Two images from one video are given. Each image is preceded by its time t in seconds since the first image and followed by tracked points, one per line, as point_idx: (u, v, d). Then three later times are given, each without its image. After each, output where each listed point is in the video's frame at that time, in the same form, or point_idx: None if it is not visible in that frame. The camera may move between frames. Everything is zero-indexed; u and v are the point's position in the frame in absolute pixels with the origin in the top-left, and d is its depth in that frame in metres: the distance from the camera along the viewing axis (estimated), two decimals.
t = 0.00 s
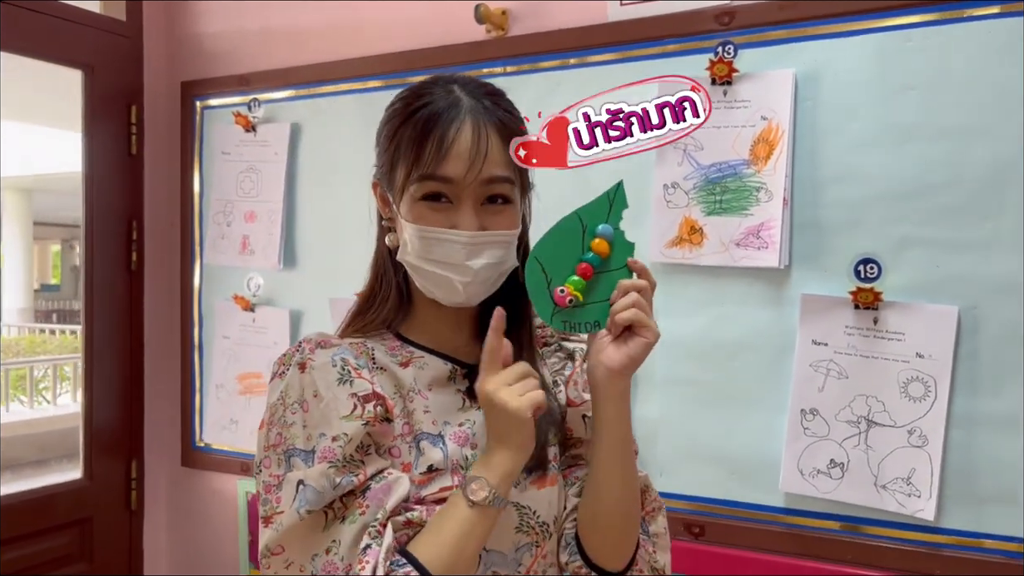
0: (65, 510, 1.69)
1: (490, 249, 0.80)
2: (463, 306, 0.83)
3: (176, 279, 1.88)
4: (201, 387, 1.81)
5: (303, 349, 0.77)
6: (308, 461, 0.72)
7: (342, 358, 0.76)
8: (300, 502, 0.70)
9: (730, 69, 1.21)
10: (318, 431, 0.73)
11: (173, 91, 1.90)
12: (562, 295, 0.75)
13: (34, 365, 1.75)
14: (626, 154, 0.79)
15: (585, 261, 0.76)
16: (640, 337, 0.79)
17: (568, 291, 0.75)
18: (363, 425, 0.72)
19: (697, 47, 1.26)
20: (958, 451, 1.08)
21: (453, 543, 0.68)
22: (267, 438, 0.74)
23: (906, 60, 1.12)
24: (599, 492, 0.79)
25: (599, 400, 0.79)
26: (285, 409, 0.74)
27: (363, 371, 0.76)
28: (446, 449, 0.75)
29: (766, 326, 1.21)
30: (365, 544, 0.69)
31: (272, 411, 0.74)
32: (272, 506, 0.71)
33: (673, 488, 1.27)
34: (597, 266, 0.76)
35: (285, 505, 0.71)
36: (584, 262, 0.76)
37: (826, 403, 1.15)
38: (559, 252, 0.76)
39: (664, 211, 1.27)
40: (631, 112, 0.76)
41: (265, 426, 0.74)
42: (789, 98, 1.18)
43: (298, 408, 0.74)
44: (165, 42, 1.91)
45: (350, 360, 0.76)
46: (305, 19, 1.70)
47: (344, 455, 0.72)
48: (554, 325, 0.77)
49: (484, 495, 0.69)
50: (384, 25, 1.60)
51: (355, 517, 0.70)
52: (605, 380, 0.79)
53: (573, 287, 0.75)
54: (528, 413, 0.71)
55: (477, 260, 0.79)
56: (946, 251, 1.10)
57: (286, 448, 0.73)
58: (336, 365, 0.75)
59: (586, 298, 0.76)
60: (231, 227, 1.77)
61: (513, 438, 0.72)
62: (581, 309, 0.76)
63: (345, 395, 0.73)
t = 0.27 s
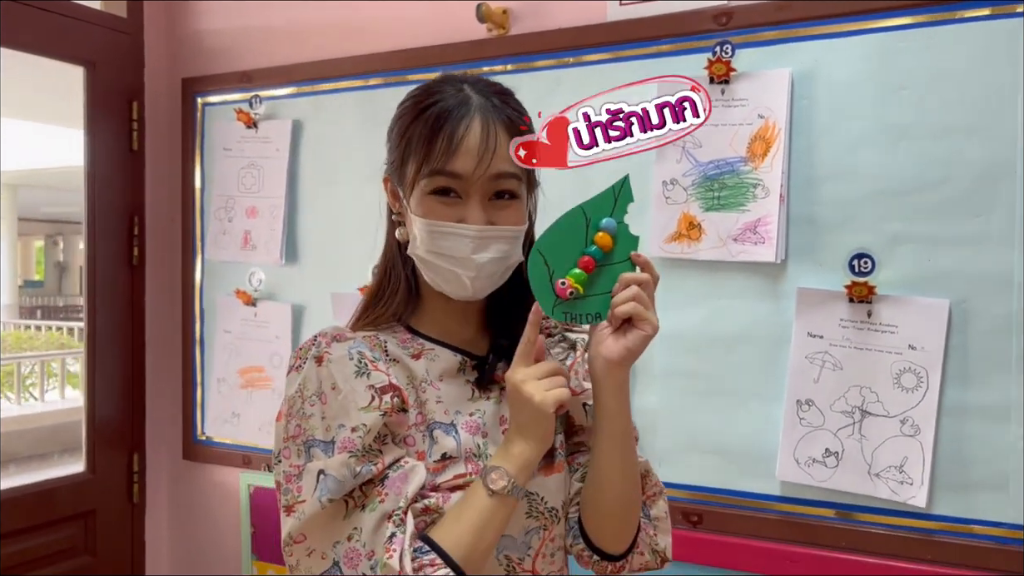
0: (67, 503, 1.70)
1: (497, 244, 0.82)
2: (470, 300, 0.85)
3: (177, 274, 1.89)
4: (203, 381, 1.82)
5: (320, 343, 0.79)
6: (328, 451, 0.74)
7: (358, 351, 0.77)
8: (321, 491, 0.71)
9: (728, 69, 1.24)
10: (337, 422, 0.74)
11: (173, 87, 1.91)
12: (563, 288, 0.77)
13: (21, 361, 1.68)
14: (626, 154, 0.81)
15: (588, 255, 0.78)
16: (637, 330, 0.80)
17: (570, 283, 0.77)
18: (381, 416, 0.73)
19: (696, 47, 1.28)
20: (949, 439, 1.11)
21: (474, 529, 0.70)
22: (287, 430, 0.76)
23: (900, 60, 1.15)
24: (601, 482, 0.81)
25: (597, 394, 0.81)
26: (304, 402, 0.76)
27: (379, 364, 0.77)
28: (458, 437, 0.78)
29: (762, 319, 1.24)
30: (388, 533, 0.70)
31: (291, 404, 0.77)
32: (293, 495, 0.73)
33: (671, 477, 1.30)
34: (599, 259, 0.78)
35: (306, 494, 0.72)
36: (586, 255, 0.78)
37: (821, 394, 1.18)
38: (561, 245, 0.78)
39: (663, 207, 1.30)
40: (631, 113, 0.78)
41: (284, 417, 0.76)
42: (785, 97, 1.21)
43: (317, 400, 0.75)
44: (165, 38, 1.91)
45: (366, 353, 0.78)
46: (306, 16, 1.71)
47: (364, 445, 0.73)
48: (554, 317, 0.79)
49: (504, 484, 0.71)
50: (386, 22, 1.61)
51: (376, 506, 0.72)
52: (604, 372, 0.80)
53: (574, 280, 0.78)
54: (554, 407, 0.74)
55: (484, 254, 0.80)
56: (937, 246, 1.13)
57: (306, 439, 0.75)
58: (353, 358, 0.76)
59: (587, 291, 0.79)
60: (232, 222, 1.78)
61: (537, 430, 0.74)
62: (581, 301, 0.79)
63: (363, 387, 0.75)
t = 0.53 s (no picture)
0: (62, 497, 1.71)
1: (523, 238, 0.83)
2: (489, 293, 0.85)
3: (170, 269, 1.90)
4: (197, 376, 1.83)
5: (321, 336, 0.78)
6: (333, 442, 0.73)
7: (362, 344, 0.77)
8: (327, 481, 0.72)
9: (719, 66, 1.26)
10: (342, 414, 0.74)
11: (166, 82, 1.91)
12: (574, 281, 0.82)
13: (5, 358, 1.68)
14: (625, 153, 0.83)
15: (601, 252, 0.82)
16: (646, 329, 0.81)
17: (582, 278, 0.82)
18: (386, 407, 0.74)
19: (687, 45, 1.30)
20: (935, 430, 1.14)
21: (475, 516, 0.71)
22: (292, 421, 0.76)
23: (887, 59, 1.17)
24: (601, 462, 0.82)
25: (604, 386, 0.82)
26: (308, 394, 0.75)
27: (382, 355, 0.77)
28: (460, 426, 0.79)
29: (752, 313, 1.26)
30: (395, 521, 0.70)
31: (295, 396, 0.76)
32: (300, 485, 0.73)
33: (662, 469, 1.32)
34: (612, 257, 0.82)
35: (313, 484, 0.72)
36: (600, 252, 0.82)
37: (810, 386, 1.20)
38: (576, 241, 0.83)
39: (655, 202, 1.31)
40: (631, 112, 0.80)
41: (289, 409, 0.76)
42: (775, 95, 1.23)
43: (320, 392, 0.75)
44: (158, 33, 1.91)
45: (369, 345, 0.77)
46: (299, 12, 1.72)
47: (369, 436, 0.73)
48: (565, 311, 0.83)
49: (498, 471, 0.71)
50: (379, 18, 1.62)
51: (380, 495, 0.72)
52: (612, 368, 0.82)
53: (585, 274, 0.82)
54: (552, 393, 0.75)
55: (516, 248, 0.81)
56: (924, 241, 1.15)
57: (312, 431, 0.75)
58: (356, 350, 0.76)
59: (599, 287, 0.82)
60: (226, 218, 1.79)
61: (536, 418, 0.74)
62: (593, 297, 0.82)
63: (367, 379, 0.74)
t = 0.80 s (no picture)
0: (50, 493, 1.70)
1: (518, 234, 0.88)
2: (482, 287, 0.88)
3: (159, 265, 1.89)
4: (186, 372, 1.82)
5: (317, 347, 0.75)
6: (349, 453, 0.71)
7: (361, 352, 0.75)
8: (352, 493, 0.69)
9: (707, 65, 1.27)
10: (352, 426, 0.71)
11: (155, 78, 1.90)
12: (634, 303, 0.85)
13: None
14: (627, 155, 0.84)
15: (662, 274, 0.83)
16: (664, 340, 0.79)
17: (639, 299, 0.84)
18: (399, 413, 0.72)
19: (676, 43, 1.31)
20: (919, 425, 1.16)
21: (516, 507, 0.72)
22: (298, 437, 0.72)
23: (874, 59, 1.18)
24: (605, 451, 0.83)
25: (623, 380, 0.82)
26: (312, 407, 0.72)
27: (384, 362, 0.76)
28: (455, 426, 0.78)
29: (739, 310, 1.27)
30: (436, 520, 0.68)
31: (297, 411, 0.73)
32: (319, 501, 0.69)
33: (651, 464, 1.33)
34: (667, 278, 0.82)
35: (334, 498, 0.69)
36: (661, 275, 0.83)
37: (797, 382, 1.22)
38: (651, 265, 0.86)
39: (644, 200, 1.32)
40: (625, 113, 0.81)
41: (293, 426, 0.72)
42: (763, 93, 1.24)
43: (325, 405, 0.72)
44: (146, 29, 1.90)
45: (369, 352, 0.75)
46: (289, 8, 1.71)
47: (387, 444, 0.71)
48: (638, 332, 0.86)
49: (536, 457, 0.75)
50: (369, 15, 1.62)
51: (405, 494, 0.69)
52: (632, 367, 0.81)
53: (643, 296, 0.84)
54: (588, 389, 0.81)
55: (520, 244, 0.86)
56: (909, 238, 1.17)
57: (322, 446, 0.71)
58: (360, 359, 0.74)
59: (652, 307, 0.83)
60: (215, 214, 1.78)
61: (573, 409, 0.80)
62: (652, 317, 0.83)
63: (376, 387, 0.72)
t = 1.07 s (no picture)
0: (38, 490, 1.69)
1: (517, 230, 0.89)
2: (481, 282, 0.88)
3: (148, 260, 1.88)
4: (175, 368, 1.81)
5: (341, 351, 0.73)
6: (380, 459, 0.69)
7: (389, 355, 0.73)
8: (386, 499, 0.68)
9: (699, 63, 1.27)
10: (383, 433, 0.69)
11: (144, 73, 1.88)
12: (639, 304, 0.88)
13: None
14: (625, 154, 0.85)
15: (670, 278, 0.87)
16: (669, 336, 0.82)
17: (645, 300, 0.88)
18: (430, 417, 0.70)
19: (667, 41, 1.31)
20: (907, 421, 1.16)
21: (530, 503, 0.73)
22: (326, 444, 0.71)
23: (864, 58, 1.19)
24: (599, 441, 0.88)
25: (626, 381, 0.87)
26: (340, 414, 0.71)
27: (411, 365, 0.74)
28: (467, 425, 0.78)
29: (730, 307, 1.27)
30: (465, 520, 0.68)
31: (323, 417, 0.71)
32: (349, 508, 0.68)
33: (641, 460, 1.34)
34: (677, 281, 0.86)
35: (366, 505, 0.68)
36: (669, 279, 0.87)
37: (787, 378, 1.22)
38: (659, 272, 0.89)
39: (636, 197, 1.33)
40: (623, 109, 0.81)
41: (319, 432, 0.71)
42: (754, 91, 1.24)
43: (353, 411, 0.71)
44: (135, 23, 1.89)
45: (395, 355, 0.74)
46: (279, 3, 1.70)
47: (420, 449, 0.69)
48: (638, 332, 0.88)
49: (547, 453, 0.75)
50: (360, 10, 1.61)
51: (433, 497, 0.68)
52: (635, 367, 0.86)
53: (649, 297, 0.87)
54: (594, 383, 0.81)
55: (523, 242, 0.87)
56: (898, 236, 1.17)
57: (352, 452, 0.70)
58: (389, 363, 0.72)
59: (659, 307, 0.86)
60: (204, 209, 1.77)
61: (578, 404, 0.80)
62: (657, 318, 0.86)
63: (406, 392, 0.71)
